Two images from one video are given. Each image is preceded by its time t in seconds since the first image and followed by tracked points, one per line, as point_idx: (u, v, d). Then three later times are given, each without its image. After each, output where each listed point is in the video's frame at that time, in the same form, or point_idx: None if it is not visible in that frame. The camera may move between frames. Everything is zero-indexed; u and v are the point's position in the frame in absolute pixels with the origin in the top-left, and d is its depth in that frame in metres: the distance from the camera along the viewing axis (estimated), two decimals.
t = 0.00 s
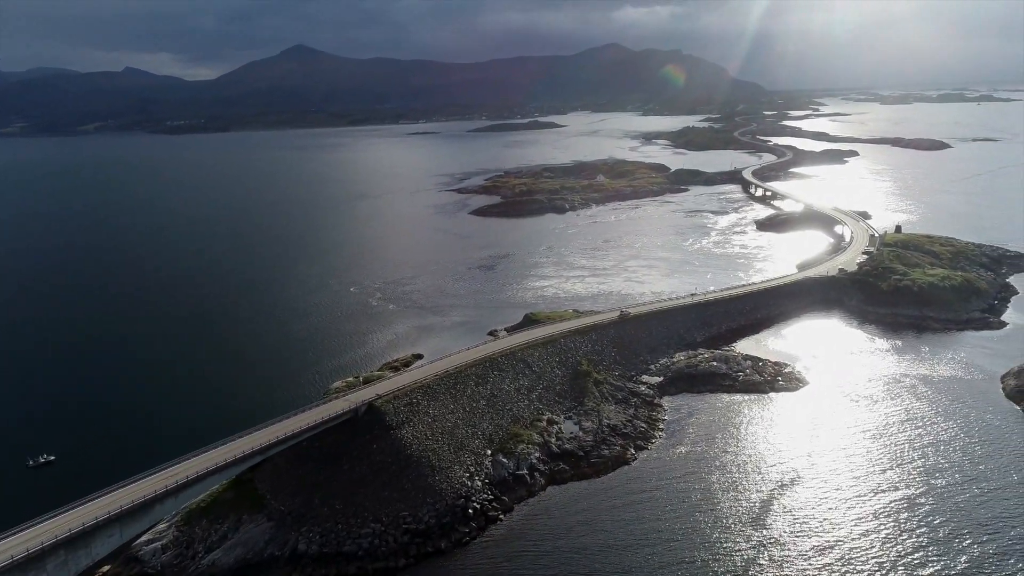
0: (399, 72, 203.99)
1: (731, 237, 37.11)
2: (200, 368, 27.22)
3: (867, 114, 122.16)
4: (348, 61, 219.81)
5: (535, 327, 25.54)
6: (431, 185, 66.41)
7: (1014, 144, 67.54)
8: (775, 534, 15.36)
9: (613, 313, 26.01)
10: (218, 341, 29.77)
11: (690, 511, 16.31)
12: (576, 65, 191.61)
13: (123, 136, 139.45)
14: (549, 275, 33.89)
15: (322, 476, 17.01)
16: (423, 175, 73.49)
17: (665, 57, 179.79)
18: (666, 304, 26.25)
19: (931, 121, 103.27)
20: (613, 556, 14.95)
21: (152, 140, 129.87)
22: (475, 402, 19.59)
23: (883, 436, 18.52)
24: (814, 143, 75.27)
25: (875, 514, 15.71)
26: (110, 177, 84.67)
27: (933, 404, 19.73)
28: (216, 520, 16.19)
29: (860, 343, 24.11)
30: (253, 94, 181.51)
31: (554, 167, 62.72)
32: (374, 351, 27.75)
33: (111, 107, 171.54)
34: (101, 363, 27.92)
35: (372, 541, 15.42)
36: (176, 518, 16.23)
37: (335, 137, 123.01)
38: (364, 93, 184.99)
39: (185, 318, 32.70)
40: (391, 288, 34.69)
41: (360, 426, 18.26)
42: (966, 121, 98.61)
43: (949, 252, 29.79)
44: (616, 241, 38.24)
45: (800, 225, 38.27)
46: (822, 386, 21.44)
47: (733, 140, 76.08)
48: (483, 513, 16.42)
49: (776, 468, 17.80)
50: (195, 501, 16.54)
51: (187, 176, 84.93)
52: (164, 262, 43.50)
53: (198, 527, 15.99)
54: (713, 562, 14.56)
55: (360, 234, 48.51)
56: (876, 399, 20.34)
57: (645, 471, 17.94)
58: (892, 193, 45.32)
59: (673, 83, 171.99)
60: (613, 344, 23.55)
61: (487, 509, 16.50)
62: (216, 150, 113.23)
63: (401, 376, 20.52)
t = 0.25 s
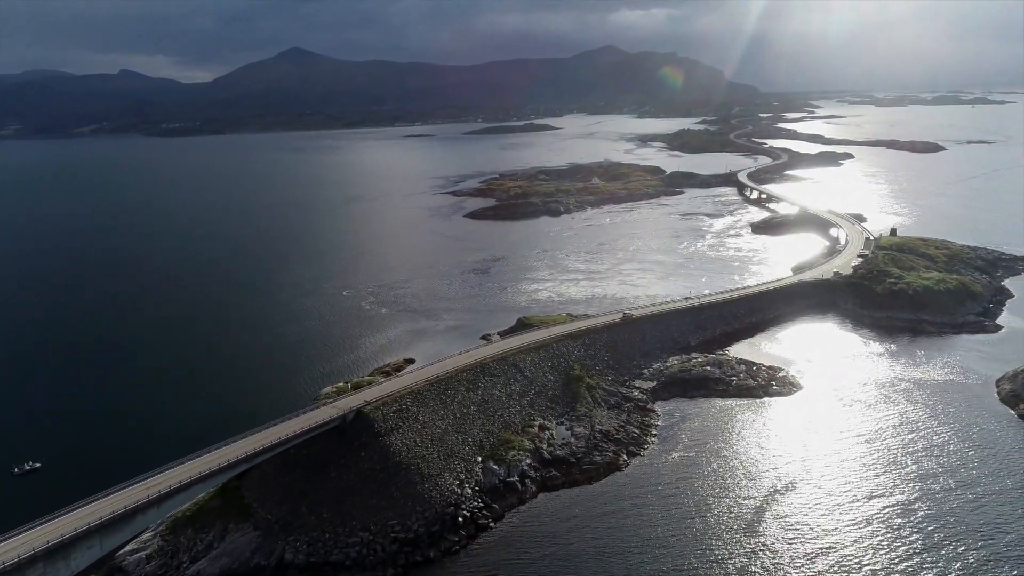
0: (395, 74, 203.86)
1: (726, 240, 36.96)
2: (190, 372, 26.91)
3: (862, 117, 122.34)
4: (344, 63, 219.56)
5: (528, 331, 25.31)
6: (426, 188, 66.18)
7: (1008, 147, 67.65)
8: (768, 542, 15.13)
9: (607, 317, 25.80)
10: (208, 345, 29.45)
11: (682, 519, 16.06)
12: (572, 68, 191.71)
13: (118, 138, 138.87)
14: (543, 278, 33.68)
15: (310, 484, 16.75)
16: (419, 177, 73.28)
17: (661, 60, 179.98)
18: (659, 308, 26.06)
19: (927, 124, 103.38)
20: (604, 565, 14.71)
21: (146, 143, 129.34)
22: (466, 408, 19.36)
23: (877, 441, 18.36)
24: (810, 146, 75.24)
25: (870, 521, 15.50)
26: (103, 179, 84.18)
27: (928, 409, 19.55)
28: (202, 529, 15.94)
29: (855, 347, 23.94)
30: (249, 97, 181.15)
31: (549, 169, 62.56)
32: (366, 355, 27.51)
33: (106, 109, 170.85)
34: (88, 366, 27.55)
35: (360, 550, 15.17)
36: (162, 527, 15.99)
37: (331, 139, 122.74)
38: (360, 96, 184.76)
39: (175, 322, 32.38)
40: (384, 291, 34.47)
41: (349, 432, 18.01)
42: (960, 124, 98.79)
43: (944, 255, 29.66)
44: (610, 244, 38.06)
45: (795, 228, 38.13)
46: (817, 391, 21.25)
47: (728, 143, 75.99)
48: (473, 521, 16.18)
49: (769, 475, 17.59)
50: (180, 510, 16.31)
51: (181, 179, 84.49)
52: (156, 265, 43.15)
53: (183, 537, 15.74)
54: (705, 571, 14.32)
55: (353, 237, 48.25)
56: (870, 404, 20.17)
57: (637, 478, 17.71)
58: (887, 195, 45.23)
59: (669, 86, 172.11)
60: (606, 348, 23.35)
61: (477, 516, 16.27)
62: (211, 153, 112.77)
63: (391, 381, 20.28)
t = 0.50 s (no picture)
0: (390, 77, 203.63)
1: (719, 244, 36.81)
2: (177, 377, 26.54)
3: (855, 120, 122.73)
4: (339, 66, 219.25)
5: (519, 336, 25.06)
6: (419, 191, 65.91)
7: (1000, 149, 67.86)
8: (760, 550, 14.88)
9: (598, 321, 25.56)
10: (195, 350, 29.08)
11: (673, 527, 15.80)
12: (567, 71, 191.91)
13: (111, 142, 138.24)
14: (535, 282, 33.46)
15: (294, 494, 16.43)
16: (412, 180, 73.02)
17: (655, 63, 180.30)
18: (651, 313, 25.84)
19: (920, 127, 103.64)
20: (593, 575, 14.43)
21: (140, 146, 128.73)
22: (455, 415, 19.08)
23: (869, 448, 18.15)
24: (803, 149, 75.29)
25: (863, 529, 15.28)
26: (95, 183, 83.60)
27: (921, 414, 19.37)
28: (184, 539, 15.62)
29: (848, 351, 23.76)
30: (243, 100, 180.65)
31: (543, 172, 62.39)
32: (356, 360, 27.22)
33: (100, 112, 170.13)
34: (72, 370, 27.10)
35: (344, 562, 14.86)
36: (143, 538, 15.67)
37: (325, 143, 122.37)
38: (355, 99, 184.44)
39: (163, 326, 32.01)
40: (375, 296, 34.18)
41: (335, 441, 17.71)
42: (953, 127, 99.14)
43: (937, 258, 29.55)
44: (603, 248, 37.86)
45: (788, 231, 38.00)
46: (809, 396, 21.06)
47: (722, 146, 75.96)
48: (461, 531, 15.89)
49: (762, 482, 17.35)
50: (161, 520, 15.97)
51: (174, 182, 83.96)
52: (146, 269, 42.75)
53: (164, 548, 15.39)
54: None
55: (345, 241, 47.93)
56: (863, 409, 19.97)
57: (628, 486, 17.45)
58: (880, 198, 45.19)
59: (664, 89, 172.41)
60: (597, 353, 23.10)
61: (464, 526, 15.97)
62: (204, 156, 112.25)
63: (378, 388, 19.98)
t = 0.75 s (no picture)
0: (385, 80, 203.52)
1: (713, 247, 36.68)
2: (164, 381, 26.21)
3: (850, 123, 123.06)
4: (334, 69, 219.00)
5: (510, 341, 24.83)
6: (413, 194, 65.67)
7: (994, 152, 68.06)
8: (752, 558, 14.67)
9: (590, 326, 25.36)
10: (183, 354, 28.74)
11: (664, 534, 15.57)
12: (562, 74, 192.06)
13: (105, 144, 137.66)
14: (528, 286, 33.26)
15: (280, 503, 16.16)
16: (407, 183, 72.82)
17: (650, 65, 180.57)
18: (644, 317, 25.64)
19: (914, 129, 103.81)
20: None
21: (133, 148, 128.18)
22: (444, 422, 18.84)
23: (862, 454, 17.98)
24: (797, 151, 75.33)
25: (856, 535, 15.09)
26: (87, 186, 83.08)
27: (915, 419, 19.22)
28: (167, 550, 15.36)
29: (842, 355, 23.61)
30: (238, 103, 180.31)
31: (537, 175, 62.26)
32: (347, 365, 26.97)
33: (94, 115, 169.47)
34: (57, 375, 26.70)
35: (329, 572, 14.59)
36: (126, 549, 15.44)
37: (320, 145, 122.09)
38: (350, 101, 184.22)
39: (151, 330, 31.67)
40: (367, 299, 33.92)
41: (322, 448, 17.44)
42: (947, 129, 99.43)
43: (931, 261, 29.45)
44: (597, 251, 37.70)
45: (782, 234, 37.91)
46: (802, 401, 20.89)
47: (717, 149, 75.95)
48: (449, 539, 15.63)
49: (754, 488, 17.15)
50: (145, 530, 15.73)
51: (166, 185, 83.50)
52: (137, 273, 42.45)
53: (148, 558, 15.14)
54: None
55: (338, 245, 47.64)
56: (857, 415, 19.80)
57: (619, 492, 17.21)
58: (874, 201, 45.13)
59: (659, 91, 172.67)
60: (589, 358, 22.90)
61: (453, 535, 15.70)
62: (198, 159, 111.77)
63: (367, 394, 19.72)
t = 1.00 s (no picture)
0: (381, 84, 203.45)
1: (707, 250, 36.51)
2: (151, 387, 25.84)
3: (844, 126, 123.24)
4: (330, 72, 218.78)
5: (501, 346, 24.60)
6: (408, 197, 65.46)
7: (987, 155, 68.19)
8: (743, 567, 14.44)
9: (582, 331, 25.14)
10: (172, 360, 28.38)
11: (654, 543, 15.33)
12: (558, 77, 192.19)
13: (99, 148, 137.02)
14: (521, 290, 33.03)
15: (264, 514, 15.85)
16: (401, 186, 72.60)
17: (645, 69, 180.85)
18: (636, 321, 25.45)
19: (908, 132, 104.00)
20: None
21: (127, 152, 127.65)
22: (433, 429, 18.57)
23: (856, 460, 17.79)
24: (791, 154, 75.37)
25: (848, 543, 14.89)
26: (79, 189, 82.54)
27: (908, 425, 19.03)
28: (149, 562, 14.92)
29: (836, 360, 23.42)
30: (233, 106, 179.94)
31: (531, 178, 62.09)
32: (337, 370, 26.68)
33: (87, 118, 168.81)
34: (40, 381, 26.26)
35: None
36: (107, 560, 14.90)
37: (314, 149, 121.82)
38: (346, 104, 184.05)
39: (140, 336, 31.30)
40: (359, 304, 33.65)
41: (307, 457, 17.13)
42: (940, 132, 99.81)
43: (924, 265, 29.31)
44: (590, 255, 37.51)
45: (776, 238, 37.77)
46: (795, 406, 20.69)
47: (711, 152, 75.90)
48: (437, 550, 15.35)
49: (746, 495, 16.92)
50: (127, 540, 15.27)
51: (159, 189, 83.02)
52: (130, 276, 42.23)
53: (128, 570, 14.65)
54: None
55: (331, 249, 47.32)
56: (850, 420, 19.63)
57: (610, 501, 16.96)
58: (868, 204, 45.04)
59: (654, 94, 172.91)
60: (581, 364, 22.67)
61: (440, 545, 15.41)
62: (191, 162, 111.24)
63: (355, 402, 19.44)
